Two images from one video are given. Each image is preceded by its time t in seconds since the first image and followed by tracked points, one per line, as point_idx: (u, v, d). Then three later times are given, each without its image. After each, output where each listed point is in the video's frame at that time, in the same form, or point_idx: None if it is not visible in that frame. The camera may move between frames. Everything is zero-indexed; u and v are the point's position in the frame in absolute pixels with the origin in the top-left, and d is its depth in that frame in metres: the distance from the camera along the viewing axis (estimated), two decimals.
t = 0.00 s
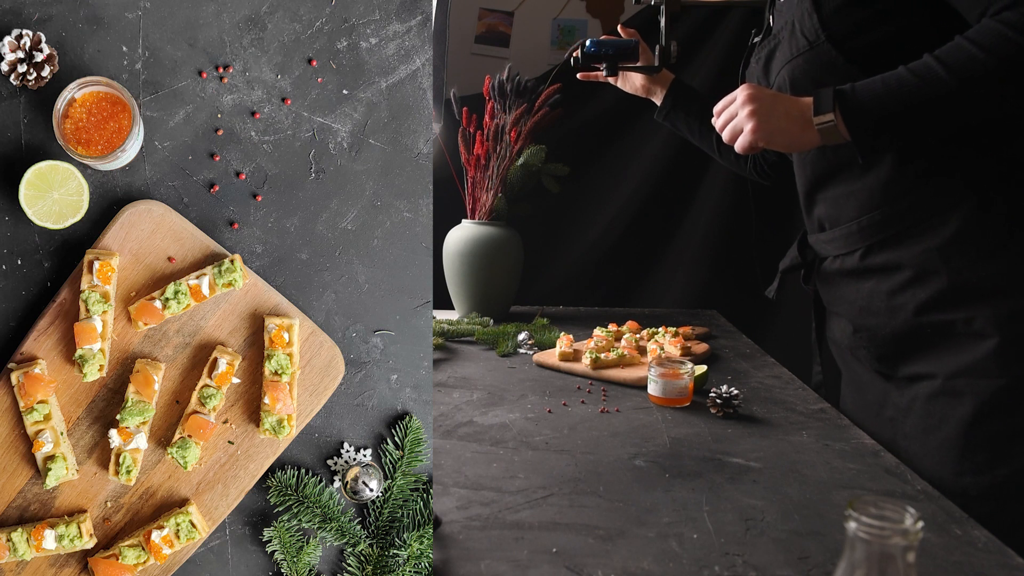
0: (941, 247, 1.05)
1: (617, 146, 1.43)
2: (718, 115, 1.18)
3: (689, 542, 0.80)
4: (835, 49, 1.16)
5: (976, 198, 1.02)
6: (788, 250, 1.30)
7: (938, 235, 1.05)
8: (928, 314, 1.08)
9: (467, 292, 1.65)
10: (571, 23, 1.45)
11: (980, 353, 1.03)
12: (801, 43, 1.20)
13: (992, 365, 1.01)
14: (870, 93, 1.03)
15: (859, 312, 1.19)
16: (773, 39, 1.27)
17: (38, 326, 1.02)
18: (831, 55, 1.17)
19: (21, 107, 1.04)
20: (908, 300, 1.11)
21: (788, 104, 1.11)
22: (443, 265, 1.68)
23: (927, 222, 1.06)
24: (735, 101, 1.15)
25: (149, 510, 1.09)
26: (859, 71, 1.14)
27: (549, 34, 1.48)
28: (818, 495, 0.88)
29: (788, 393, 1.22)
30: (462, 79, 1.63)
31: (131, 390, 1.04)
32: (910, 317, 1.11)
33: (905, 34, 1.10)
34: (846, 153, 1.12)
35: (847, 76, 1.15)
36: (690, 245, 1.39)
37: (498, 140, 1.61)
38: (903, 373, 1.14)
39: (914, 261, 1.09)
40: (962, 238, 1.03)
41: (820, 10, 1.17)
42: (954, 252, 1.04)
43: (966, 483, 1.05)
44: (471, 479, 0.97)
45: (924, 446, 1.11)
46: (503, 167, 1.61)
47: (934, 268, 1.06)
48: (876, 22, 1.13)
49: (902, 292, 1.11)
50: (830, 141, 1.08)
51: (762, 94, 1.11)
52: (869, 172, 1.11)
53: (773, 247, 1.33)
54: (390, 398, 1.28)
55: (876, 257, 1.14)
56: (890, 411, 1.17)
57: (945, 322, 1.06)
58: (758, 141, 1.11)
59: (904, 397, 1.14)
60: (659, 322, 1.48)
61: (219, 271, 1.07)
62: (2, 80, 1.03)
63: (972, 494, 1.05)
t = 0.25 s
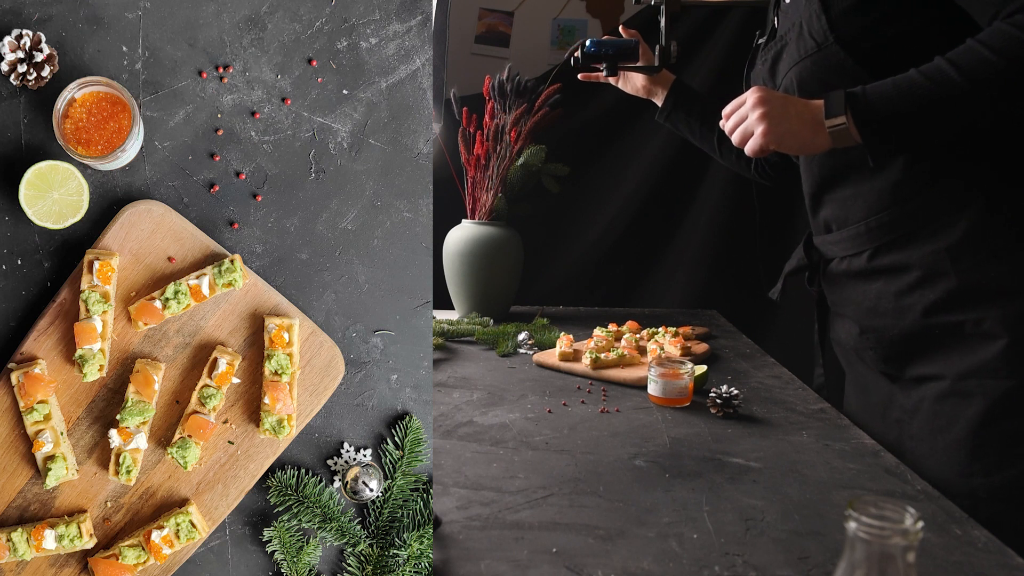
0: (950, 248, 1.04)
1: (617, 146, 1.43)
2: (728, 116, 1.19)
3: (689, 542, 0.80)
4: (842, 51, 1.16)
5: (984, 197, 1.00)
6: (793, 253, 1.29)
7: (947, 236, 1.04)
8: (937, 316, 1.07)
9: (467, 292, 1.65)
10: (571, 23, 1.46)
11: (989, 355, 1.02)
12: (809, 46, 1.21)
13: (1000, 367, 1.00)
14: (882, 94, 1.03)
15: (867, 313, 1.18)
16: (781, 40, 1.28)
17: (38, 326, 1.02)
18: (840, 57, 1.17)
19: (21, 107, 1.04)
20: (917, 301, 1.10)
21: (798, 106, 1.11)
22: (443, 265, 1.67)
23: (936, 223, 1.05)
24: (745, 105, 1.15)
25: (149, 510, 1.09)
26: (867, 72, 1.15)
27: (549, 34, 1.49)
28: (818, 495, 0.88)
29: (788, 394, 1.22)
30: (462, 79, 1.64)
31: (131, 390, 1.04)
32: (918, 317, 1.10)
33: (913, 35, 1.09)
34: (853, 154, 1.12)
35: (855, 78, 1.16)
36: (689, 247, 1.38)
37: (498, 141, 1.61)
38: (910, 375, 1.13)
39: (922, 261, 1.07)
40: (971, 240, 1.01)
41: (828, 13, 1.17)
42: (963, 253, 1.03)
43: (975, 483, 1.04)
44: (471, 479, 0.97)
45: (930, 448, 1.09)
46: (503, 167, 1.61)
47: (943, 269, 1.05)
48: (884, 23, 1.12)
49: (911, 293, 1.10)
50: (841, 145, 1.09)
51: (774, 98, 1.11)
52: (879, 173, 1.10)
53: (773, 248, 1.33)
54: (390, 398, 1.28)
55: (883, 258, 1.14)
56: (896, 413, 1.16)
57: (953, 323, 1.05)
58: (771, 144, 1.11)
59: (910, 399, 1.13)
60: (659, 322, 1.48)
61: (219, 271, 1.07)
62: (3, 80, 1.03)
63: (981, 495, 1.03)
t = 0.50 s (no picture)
0: (952, 248, 1.04)
1: (617, 147, 1.46)
2: (733, 118, 1.16)
3: (689, 542, 0.80)
4: (846, 51, 1.14)
5: (987, 197, 1.01)
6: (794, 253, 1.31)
7: (949, 236, 1.04)
8: (938, 315, 1.07)
9: (467, 292, 1.61)
10: (571, 23, 1.46)
11: (990, 354, 1.02)
12: (813, 46, 1.19)
13: (1001, 366, 1.00)
14: (890, 95, 1.00)
15: (868, 313, 1.18)
16: (783, 40, 1.26)
17: (38, 326, 1.02)
18: (843, 57, 1.15)
19: (21, 107, 1.04)
20: (918, 300, 1.09)
21: (803, 106, 1.08)
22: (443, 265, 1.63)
23: (938, 223, 1.05)
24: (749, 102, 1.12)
25: (149, 509, 1.09)
26: (870, 74, 1.13)
27: (549, 34, 1.49)
28: (818, 495, 0.88)
29: (788, 394, 1.22)
30: (462, 79, 1.66)
31: (131, 390, 1.04)
32: (920, 316, 1.09)
33: (915, 37, 1.08)
34: (855, 154, 1.12)
35: (858, 79, 1.14)
36: (689, 248, 1.42)
37: (497, 140, 1.58)
38: (911, 375, 1.13)
39: (924, 261, 1.07)
40: (973, 239, 1.02)
41: (833, 12, 1.15)
42: (965, 252, 1.03)
43: (975, 483, 1.03)
44: (471, 479, 0.97)
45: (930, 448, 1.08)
46: (503, 167, 1.59)
47: (944, 269, 1.05)
48: (887, 23, 1.10)
49: (912, 293, 1.10)
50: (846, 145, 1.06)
51: (778, 96, 1.08)
52: (880, 174, 1.11)
53: (774, 248, 1.37)
54: (390, 397, 1.28)
55: (885, 258, 1.13)
56: (896, 412, 1.16)
57: (954, 323, 1.06)
58: (774, 144, 1.09)
59: (911, 399, 1.13)
60: (658, 322, 1.55)
61: (219, 271, 1.07)
62: (2, 80, 1.03)
63: (982, 495, 1.02)
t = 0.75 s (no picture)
0: (951, 248, 1.05)
1: (618, 147, 1.57)
2: (734, 116, 1.14)
3: (689, 542, 0.80)
4: (845, 53, 1.15)
5: (986, 198, 1.03)
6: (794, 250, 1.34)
7: (948, 236, 1.05)
8: (937, 314, 1.07)
9: (468, 293, 1.57)
10: (570, 23, 1.56)
11: (988, 354, 1.00)
12: (813, 46, 1.19)
13: (999, 366, 0.99)
14: (891, 96, 0.98)
15: (866, 312, 1.18)
16: (784, 40, 1.28)
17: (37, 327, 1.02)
18: (843, 57, 1.15)
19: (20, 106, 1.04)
20: (917, 300, 1.09)
21: (803, 106, 1.06)
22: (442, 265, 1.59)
23: (937, 223, 1.07)
24: (748, 101, 1.09)
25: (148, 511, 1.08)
26: (869, 74, 1.14)
27: (550, 34, 1.59)
28: (817, 495, 0.88)
29: (788, 394, 1.22)
30: (463, 80, 1.64)
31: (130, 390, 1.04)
32: (918, 315, 1.09)
33: (915, 37, 1.08)
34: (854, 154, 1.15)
35: (858, 80, 1.15)
36: (689, 248, 1.60)
37: (497, 140, 1.50)
38: (909, 374, 1.12)
39: (923, 261, 1.08)
40: (971, 240, 1.03)
41: (832, 13, 1.14)
42: (964, 252, 1.04)
43: (973, 482, 1.01)
44: (471, 479, 0.97)
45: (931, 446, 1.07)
46: (503, 167, 1.52)
47: (943, 269, 1.06)
48: (886, 25, 1.10)
49: (911, 292, 1.10)
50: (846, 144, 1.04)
51: (777, 96, 1.05)
52: (879, 174, 1.12)
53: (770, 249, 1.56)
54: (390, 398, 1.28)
55: (883, 257, 1.14)
56: (896, 412, 1.16)
57: (953, 322, 1.05)
58: (774, 145, 1.06)
59: (909, 398, 1.12)
60: (658, 321, 1.57)
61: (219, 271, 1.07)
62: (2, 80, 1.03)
63: (980, 494, 1.00)
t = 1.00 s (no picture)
0: (948, 248, 1.05)
1: (618, 146, 1.59)
2: (733, 116, 1.14)
3: (689, 542, 0.79)
4: (845, 54, 1.14)
5: (986, 199, 1.03)
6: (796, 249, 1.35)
7: (945, 236, 1.05)
8: (934, 314, 1.07)
9: (467, 292, 1.57)
10: (570, 23, 1.55)
11: (986, 353, 1.00)
12: (811, 47, 1.19)
13: (1000, 365, 0.99)
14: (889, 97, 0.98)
15: (864, 312, 1.18)
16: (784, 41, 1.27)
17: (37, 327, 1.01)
18: (841, 58, 1.15)
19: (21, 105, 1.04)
20: (915, 300, 1.09)
21: (802, 107, 1.05)
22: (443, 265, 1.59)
23: (936, 223, 1.07)
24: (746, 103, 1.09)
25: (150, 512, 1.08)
26: (869, 76, 1.13)
27: (550, 34, 1.58)
28: (817, 495, 0.88)
29: (787, 394, 1.22)
30: (464, 80, 1.64)
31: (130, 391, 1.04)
32: (915, 317, 1.09)
33: (914, 38, 1.07)
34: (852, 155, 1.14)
35: (858, 82, 1.14)
36: (688, 246, 1.61)
37: (497, 140, 1.49)
38: (907, 374, 1.12)
39: (921, 261, 1.08)
40: (967, 240, 1.03)
41: (830, 14, 1.13)
42: (961, 253, 1.04)
43: (971, 482, 1.00)
44: (471, 479, 0.97)
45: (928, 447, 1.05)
46: (503, 167, 1.52)
47: (941, 269, 1.06)
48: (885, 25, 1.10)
49: (909, 292, 1.10)
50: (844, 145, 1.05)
51: (777, 97, 1.05)
52: (880, 173, 1.12)
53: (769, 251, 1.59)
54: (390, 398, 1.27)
55: (882, 258, 1.14)
56: (894, 411, 1.15)
57: (950, 323, 1.05)
58: (773, 145, 1.06)
59: (908, 398, 1.12)
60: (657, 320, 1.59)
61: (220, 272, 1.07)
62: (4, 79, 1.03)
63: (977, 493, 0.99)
